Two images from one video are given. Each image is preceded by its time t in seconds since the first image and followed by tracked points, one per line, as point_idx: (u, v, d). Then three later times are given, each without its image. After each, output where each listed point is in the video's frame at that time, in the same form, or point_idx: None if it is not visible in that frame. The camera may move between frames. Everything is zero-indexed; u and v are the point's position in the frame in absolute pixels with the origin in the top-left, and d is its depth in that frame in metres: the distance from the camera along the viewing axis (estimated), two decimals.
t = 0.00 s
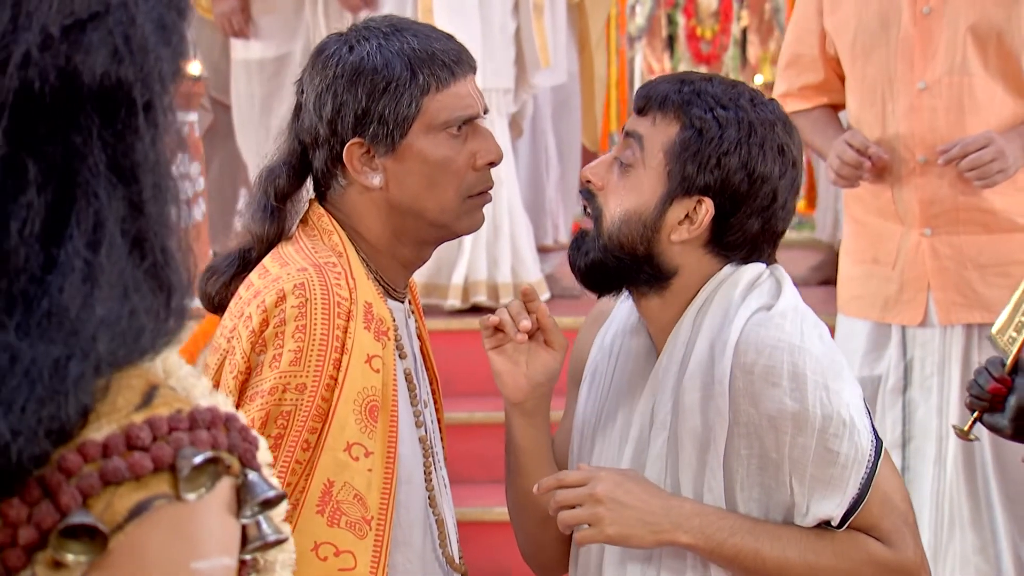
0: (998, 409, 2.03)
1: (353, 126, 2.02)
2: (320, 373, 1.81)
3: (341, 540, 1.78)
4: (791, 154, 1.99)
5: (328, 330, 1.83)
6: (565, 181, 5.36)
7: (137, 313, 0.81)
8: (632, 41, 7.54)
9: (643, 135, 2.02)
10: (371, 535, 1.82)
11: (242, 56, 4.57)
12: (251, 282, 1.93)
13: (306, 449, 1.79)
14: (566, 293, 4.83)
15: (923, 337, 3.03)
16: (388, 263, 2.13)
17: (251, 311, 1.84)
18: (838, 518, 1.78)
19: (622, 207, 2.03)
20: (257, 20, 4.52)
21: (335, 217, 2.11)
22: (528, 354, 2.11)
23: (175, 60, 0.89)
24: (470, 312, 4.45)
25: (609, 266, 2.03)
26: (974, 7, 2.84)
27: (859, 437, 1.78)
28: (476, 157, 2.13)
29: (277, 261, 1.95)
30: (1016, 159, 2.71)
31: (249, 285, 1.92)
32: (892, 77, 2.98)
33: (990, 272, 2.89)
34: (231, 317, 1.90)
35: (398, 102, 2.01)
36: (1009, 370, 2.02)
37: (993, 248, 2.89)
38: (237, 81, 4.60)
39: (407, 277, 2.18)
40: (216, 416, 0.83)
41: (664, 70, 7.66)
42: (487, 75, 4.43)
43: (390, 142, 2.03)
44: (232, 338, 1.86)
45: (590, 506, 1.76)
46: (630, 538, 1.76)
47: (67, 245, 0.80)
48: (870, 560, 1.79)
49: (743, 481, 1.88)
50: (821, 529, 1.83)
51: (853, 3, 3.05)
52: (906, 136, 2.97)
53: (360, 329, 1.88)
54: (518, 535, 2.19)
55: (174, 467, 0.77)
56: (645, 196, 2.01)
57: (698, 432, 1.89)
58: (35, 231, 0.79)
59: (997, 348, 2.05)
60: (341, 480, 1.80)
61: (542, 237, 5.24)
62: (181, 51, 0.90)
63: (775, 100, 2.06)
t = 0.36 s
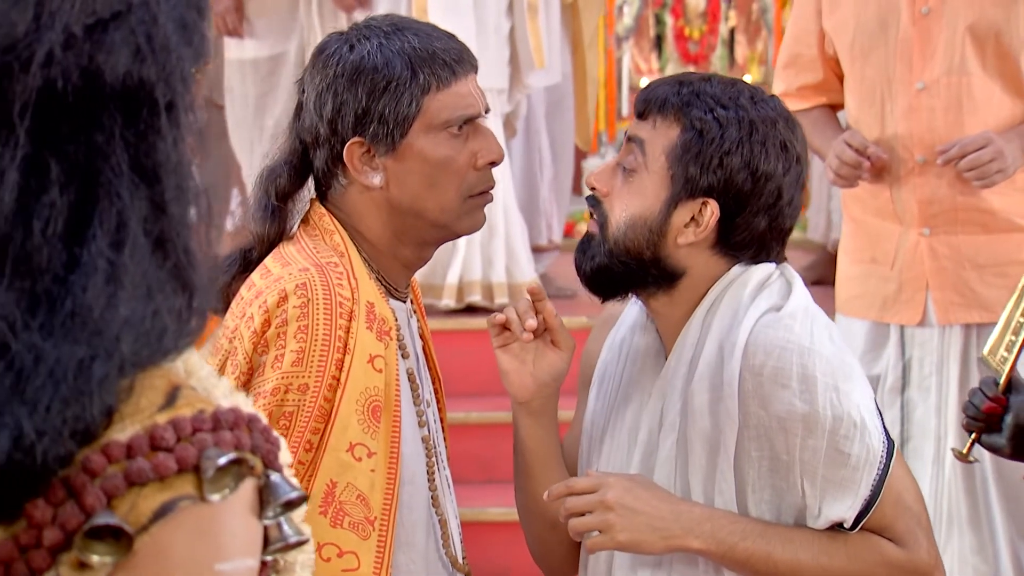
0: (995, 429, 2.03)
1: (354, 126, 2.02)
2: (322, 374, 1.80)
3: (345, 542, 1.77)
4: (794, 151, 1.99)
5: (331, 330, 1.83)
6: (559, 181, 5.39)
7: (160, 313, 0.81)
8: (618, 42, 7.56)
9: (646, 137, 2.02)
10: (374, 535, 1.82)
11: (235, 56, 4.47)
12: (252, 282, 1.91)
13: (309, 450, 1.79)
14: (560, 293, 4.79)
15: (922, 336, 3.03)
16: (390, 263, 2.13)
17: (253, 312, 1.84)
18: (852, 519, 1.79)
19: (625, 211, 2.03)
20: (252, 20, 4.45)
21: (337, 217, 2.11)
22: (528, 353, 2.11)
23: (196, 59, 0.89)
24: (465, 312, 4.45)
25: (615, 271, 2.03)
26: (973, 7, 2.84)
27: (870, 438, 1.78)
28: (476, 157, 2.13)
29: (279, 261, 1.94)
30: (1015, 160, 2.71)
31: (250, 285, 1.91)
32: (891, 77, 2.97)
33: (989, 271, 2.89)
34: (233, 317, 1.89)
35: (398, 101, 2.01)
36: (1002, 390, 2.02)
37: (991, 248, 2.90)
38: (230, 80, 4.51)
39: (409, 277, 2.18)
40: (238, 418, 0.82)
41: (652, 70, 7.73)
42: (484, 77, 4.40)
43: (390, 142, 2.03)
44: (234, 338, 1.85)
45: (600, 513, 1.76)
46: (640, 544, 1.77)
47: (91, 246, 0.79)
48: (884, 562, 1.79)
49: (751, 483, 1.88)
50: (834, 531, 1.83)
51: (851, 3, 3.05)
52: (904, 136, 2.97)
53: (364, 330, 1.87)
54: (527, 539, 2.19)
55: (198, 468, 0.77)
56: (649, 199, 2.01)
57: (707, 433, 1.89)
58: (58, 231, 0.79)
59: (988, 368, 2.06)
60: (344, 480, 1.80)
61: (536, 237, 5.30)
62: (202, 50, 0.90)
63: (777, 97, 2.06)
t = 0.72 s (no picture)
0: (991, 442, 1.99)
1: (357, 126, 2.02)
2: (326, 377, 1.80)
3: (348, 544, 1.77)
4: (805, 156, 1.99)
5: (334, 332, 1.82)
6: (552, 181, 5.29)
7: (184, 314, 0.81)
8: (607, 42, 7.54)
9: (656, 137, 2.02)
10: (378, 539, 1.81)
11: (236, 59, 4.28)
12: (256, 282, 1.91)
13: (313, 451, 1.79)
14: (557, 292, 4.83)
15: (921, 337, 3.03)
16: (394, 264, 2.11)
17: (257, 313, 1.83)
18: (851, 525, 1.78)
19: (631, 210, 2.03)
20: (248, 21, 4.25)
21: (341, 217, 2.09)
22: (537, 354, 2.11)
23: (217, 60, 0.88)
24: (460, 313, 4.43)
25: (620, 271, 2.03)
26: (973, 7, 2.84)
27: (871, 443, 1.78)
28: (480, 158, 2.12)
29: (283, 262, 1.94)
30: (1015, 160, 2.71)
31: (255, 286, 1.90)
32: (892, 78, 2.97)
33: (989, 272, 2.90)
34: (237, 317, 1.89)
35: (401, 102, 2.01)
36: (996, 402, 1.99)
37: (990, 248, 2.90)
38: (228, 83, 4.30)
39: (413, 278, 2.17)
40: (261, 419, 0.82)
41: (641, 72, 7.63)
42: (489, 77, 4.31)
43: (393, 142, 2.02)
44: (237, 341, 1.85)
45: (599, 512, 1.77)
46: (639, 544, 1.77)
47: (113, 246, 0.79)
48: (884, 568, 1.80)
49: (753, 486, 1.88)
50: (834, 536, 1.82)
51: (851, 3, 3.04)
52: (904, 136, 2.96)
53: (367, 332, 1.86)
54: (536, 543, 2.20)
55: (223, 469, 0.77)
56: (657, 200, 2.01)
57: (711, 435, 1.89)
58: (80, 230, 0.79)
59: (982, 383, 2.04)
60: (348, 482, 1.80)
61: (531, 238, 5.16)
62: (223, 51, 0.89)
63: (789, 101, 2.06)
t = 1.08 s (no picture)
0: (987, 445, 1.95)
1: (355, 127, 1.96)
2: (325, 378, 1.75)
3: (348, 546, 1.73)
4: (815, 155, 2.00)
5: (334, 333, 1.78)
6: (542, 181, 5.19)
7: (199, 316, 0.81)
8: (592, 44, 7.46)
9: (666, 141, 2.02)
10: (377, 543, 1.77)
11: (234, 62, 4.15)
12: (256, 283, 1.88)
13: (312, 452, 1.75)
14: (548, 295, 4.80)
15: (915, 339, 3.01)
16: (393, 267, 2.07)
17: (256, 315, 1.80)
18: (853, 527, 1.79)
19: (643, 215, 2.03)
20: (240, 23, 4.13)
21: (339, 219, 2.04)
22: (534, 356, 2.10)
23: (230, 63, 0.88)
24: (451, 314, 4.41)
25: (633, 276, 2.03)
26: (966, 10, 2.82)
27: (878, 446, 1.79)
28: (479, 160, 2.06)
29: (282, 263, 1.90)
30: (1008, 161, 2.69)
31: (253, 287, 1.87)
32: (885, 79, 2.96)
33: (982, 274, 2.87)
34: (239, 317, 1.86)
35: (400, 103, 1.95)
36: (991, 406, 1.95)
37: (983, 250, 2.88)
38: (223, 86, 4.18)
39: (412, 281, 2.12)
40: (276, 421, 0.82)
41: (625, 74, 7.69)
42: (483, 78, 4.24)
43: (392, 144, 1.97)
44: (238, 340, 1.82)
45: (600, 499, 1.77)
46: (640, 535, 1.76)
47: (129, 247, 0.78)
48: (883, 573, 1.80)
49: (756, 486, 1.88)
50: (833, 538, 1.83)
51: (843, 5, 3.03)
52: (898, 137, 2.95)
53: (367, 333, 1.82)
54: (526, 539, 2.19)
55: (240, 471, 0.77)
56: (670, 205, 2.01)
57: (717, 434, 1.90)
58: (96, 231, 0.78)
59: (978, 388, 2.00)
60: (348, 485, 1.76)
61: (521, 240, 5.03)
62: (236, 53, 0.89)
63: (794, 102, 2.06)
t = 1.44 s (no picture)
0: (980, 436, 1.93)
1: (355, 127, 1.96)
2: (324, 380, 1.72)
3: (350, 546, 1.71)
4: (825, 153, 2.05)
5: (333, 336, 1.75)
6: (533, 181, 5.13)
7: (212, 314, 0.81)
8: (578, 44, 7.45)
9: (687, 141, 2.00)
10: (376, 544, 1.76)
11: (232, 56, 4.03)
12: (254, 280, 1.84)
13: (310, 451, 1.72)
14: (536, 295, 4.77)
15: (908, 338, 2.97)
16: (393, 267, 2.06)
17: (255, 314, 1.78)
18: (869, 522, 1.81)
19: (664, 216, 2.01)
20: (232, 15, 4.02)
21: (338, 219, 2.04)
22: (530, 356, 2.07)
23: (243, 63, 0.88)
24: (442, 314, 4.34)
25: (655, 279, 2.00)
26: (959, 10, 2.78)
27: (893, 443, 1.82)
28: (478, 159, 2.05)
29: (280, 265, 1.87)
30: (1001, 161, 2.67)
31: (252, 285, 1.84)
32: (878, 79, 2.91)
33: (974, 274, 2.84)
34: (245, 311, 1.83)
35: (400, 102, 1.95)
36: (985, 397, 1.92)
37: (977, 249, 2.84)
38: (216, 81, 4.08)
39: (412, 281, 2.12)
40: (290, 421, 0.82)
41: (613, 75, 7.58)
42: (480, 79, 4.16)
43: (392, 143, 1.96)
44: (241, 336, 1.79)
45: (621, 495, 1.76)
46: (658, 531, 1.76)
47: (143, 247, 0.78)
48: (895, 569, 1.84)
49: (769, 482, 1.88)
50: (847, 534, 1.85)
51: (838, 5, 2.98)
52: (892, 137, 2.91)
53: (365, 334, 1.79)
54: (516, 540, 2.16)
55: (255, 470, 0.77)
56: (693, 207, 2.00)
57: (733, 431, 1.89)
58: (109, 231, 0.78)
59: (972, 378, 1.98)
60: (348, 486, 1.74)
61: (512, 239, 5.03)
62: (248, 52, 0.89)
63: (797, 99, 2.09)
